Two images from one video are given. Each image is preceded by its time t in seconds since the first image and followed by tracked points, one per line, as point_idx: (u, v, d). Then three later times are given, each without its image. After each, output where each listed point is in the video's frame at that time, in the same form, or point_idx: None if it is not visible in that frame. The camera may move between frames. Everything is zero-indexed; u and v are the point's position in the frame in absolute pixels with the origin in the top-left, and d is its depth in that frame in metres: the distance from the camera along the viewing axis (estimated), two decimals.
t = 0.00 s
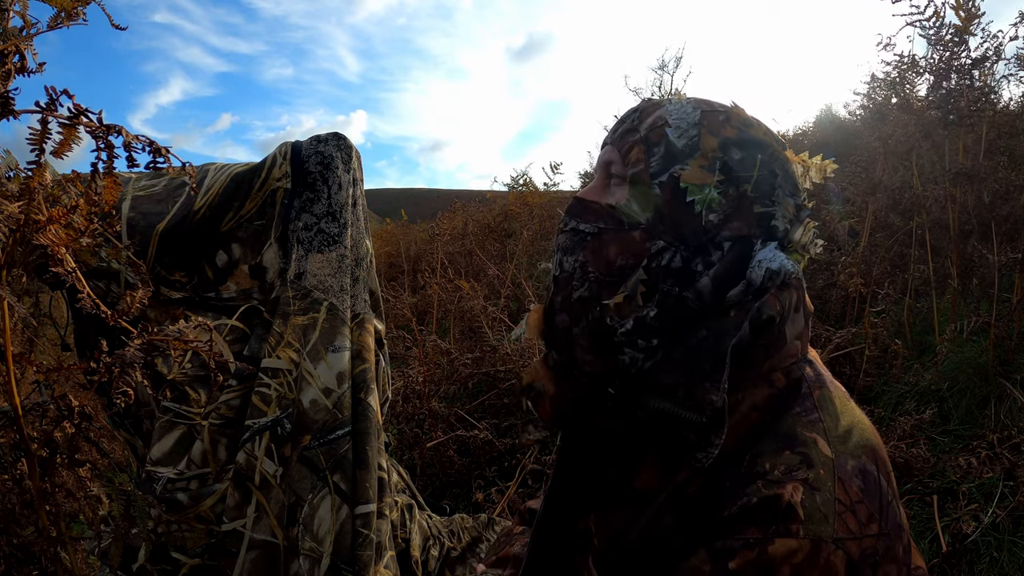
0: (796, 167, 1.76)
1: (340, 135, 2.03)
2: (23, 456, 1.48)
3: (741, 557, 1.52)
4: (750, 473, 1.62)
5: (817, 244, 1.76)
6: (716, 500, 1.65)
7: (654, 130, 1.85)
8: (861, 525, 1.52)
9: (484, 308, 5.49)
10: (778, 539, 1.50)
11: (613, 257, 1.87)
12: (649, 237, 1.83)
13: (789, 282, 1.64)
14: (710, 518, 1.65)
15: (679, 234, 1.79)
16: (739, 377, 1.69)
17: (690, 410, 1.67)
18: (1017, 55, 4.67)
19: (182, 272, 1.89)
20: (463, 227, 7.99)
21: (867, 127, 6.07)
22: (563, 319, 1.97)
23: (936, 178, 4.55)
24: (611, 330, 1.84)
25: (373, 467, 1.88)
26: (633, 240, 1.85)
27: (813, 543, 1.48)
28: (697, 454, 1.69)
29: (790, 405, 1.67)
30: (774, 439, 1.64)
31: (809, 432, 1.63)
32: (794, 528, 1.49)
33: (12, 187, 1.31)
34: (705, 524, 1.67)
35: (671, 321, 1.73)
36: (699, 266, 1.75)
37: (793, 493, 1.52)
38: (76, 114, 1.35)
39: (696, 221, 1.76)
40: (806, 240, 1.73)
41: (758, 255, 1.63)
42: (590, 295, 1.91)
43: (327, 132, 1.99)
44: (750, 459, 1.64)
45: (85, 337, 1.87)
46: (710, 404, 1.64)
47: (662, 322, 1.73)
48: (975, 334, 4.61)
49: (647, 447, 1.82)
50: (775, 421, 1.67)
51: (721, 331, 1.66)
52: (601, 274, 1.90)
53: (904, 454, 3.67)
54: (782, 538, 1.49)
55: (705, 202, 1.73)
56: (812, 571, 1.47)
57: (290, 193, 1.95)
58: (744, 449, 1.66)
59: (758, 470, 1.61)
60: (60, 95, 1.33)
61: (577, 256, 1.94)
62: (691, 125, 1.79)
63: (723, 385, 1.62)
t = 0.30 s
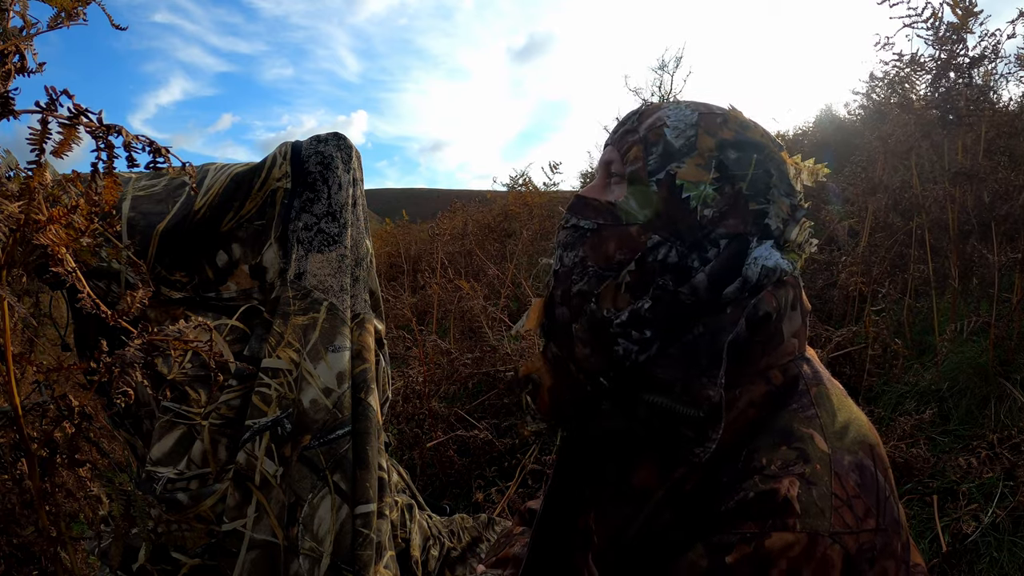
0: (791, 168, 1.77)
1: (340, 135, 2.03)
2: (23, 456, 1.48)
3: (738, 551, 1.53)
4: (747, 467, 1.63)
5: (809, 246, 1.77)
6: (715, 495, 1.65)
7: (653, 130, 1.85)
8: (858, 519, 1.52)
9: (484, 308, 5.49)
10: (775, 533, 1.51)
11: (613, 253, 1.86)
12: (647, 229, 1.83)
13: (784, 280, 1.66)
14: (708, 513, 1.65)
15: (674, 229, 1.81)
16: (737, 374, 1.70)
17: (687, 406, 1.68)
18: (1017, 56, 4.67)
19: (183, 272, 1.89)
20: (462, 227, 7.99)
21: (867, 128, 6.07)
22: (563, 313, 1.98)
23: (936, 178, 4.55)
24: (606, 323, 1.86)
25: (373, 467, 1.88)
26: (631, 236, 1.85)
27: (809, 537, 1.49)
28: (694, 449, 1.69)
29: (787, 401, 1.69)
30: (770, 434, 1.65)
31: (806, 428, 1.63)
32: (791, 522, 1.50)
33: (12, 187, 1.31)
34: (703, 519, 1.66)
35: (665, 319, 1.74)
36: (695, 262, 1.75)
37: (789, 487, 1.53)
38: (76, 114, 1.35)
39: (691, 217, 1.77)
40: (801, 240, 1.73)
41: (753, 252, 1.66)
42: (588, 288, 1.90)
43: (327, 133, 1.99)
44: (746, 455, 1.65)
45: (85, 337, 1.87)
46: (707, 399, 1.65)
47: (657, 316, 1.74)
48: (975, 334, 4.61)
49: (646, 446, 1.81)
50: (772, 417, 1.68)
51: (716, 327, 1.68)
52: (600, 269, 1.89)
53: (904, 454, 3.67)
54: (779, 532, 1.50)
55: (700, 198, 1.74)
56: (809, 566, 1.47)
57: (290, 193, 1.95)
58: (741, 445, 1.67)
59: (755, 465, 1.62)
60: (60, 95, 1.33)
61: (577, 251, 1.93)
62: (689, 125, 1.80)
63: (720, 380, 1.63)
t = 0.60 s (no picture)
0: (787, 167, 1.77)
1: (341, 136, 2.03)
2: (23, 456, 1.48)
3: (734, 544, 1.55)
4: (743, 462, 1.64)
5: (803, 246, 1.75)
6: (712, 488, 1.65)
7: (652, 130, 1.85)
8: (855, 513, 1.55)
9: (484, 308, 5.49)
10: (771, 525, 1.53)
11: (607, 245, 1.87)
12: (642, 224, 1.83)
13: (778, 277, 1.63)
14: (706, 506, 1.64)
15: (668, 225, 1.81)
16: (733, 369, 1.69)
17: (683, 400, 1.65)
18: (1017, 55, 4.68)
19: (182, 272, 1.89)
20: (462, 227, 7.99)
21: (867, 128, 6.07)
22: (562, 304, 1.96)
23: (937, 178, 4.55)
24: (599, 315, 1.85)
25: (373, 467, 1.88)
26: (626, 230, 1.84)
27: (805, 530, 1.52)
28: (691, 443, 1.70)
29: (783, 396, 1.69)
30: (765, 429, 1.66)
31: (801, 423, 1.64)
32: (787, 514, 1.53)
33: (12, 188, 1.31)
34: (703, 513, 1.64)
35: (658, 312, 1.74)
36: (689, 258, 1.77)
37: (785, 480, 1.54)
38: (76, 114, 1.35)
39: (686, 213, 1.78)
40: (796, 240, 1.73)
41: (748, 248, 1.65)
42: (585, 280, 1.89)
43: (327, 133, 1.99)
44: (742, 450, 1.66)
45: (85, 336, 1.87)
46: (703, 393, 1.64)
47: (650, 308, 1.74)
48: (975, 334, 4.61)
49: (643, 441, 1.78)
50: (768, 411, 1.69)
51: (712, 324, 1.68)
52: (597, 263, 1.89)
53: (904, 454, 3.67)
54: (775, 525, 1.53)
55: (693, 195, 1.75)
56: (805, 558, 1.50)
57: (290, 193, 1.95)
58: (736, 440, 1.68)
59: (751, 459, 1.63)
60: (60, 95, 1.33)
61: (574, 244, 1.92)
62: (687, 126, 1.80)
63: (716, 374, 1.62)
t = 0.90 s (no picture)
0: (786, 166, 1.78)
1: (340, 135, 2.03)
2: (23, 456, 1.48)
3: (730, 534, 1.55)
4: (739, 453, 1.64)
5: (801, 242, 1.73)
6: (708, 478, 1.66)
7: (655, 126, 1.83)
8: (850, 503, 1.54)
9: (484, 308, 5.49)
10: (766, 514, 1.53)
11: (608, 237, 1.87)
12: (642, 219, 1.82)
13: (775, 273, 1.65)
14: (702, 496, 1.65)
15: (668, 218, 1.80)
16: (731, 363, 1.69)
17: (682, 391, 1.71)
18: (1017, 56, 4.68)
19: (182, 272, 1.89)
20: (462, 227, 7.99)
21: (866, 128, 6.07)
22: (563, 294, 1.97)
23: (937, 178, 4.55)
24: (597, 304, 1.88)
25: (374, 467, 1.88)
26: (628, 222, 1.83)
27: (800, 519, 1.51)
28: (687, 434, 1.72)
29: (780, 389, 1.68)
30: (761, 421, 1.66)
31: (797, 415, 1.64)
32: (782, 504, 1.52)
33: (12, 188, 1.31)
34: (699, 503, 1.65)
35: (656, 303, 1.76)
36: (687, 251, 1.77)
37: (780, 470, 1.54)
38: (76, 114, 1.35)
39: (685, 208, 1.78)
40: (795, 238, 1.73)
41: (744, 244, 1.66)
42: (586, 270, 1.91)
43: (327, 132, 1.99)
44: (738, 442, 1.65)
45: (85, 336, 1.87)
46: (700, 384, 1.69)
47: (647, 299, 1.76)
48: (975, 334, 4.61)
49: (642, 434, 1.82)
50: (764, 403, 1.68)
51: (709, 317, 1.71)
52: (598, 254, 1.89)
53: (904, 454, 3.67)
54: (770, 514, 1.52)
55: (693, 191, 1.74)
56: (800, 547, 1.49)
57: (290, 193, 1.95)
58: (733, 432, 1.67)
59: (747, 450, 1.63)
60: (60, 95, 1.33)
61: (576, 235, 1.93)
62: (690, 123, 1.79)
63: (713, 364, 1.68)
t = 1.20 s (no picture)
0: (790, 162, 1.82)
1: (341, 135, 2.03)
2: (23, 456, 1.48)
3: (727, 526, 1.55)
4: (735, 446, 1.64)
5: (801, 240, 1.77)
6: (704, 471, 1.66)
7: (657, 124, 1.85)
8: (845, 496, 1.54)
9: (484, 308, 5.49)
10: (762, 506, 1.53)
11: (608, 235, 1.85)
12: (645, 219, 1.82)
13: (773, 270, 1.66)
14: (699, 489, 1.65)
15: (668, 214, 1.81)
16: (727, 358, 1.72)
17: (676, 383, 1.67)
18: (1017, 56, 4.68)
19: (184, 271, 1.90)
20: (462, 227, 7.99)
21: (867, 128, 6.07)
22: (564, 288, 1.95)
23: (937, 178, 4.55)
24: (596, 296, 1.86)
25: (374, 466, 1.87)
26: (628, 216, 1.83)
27: (796, 511, 1.51)
28: (684, 426, 1.70)
29: (776, 384, 1.70)
30: (759, 415, 1.67)
31: (793, 409, 1.65)
32: (777, 496, 1.52)
33: (12, 188, 1.31)
34: (695, 496, 1.65)
35: (653, 296, 1.75)
36: (686, 247, 1.77)
37: (775, 463, 1.55)
38: (76, 114, 1.35)
39: (686, 203, 1.79)
40: (793, 237, 1.76)
41: (741, 241, 1.66)
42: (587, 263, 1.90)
43: (327, 132, 2.00)
44: (735, 435, 1.66)
45: (85, 337, 1.87)
46: (696, 375, 1.64)
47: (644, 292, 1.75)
48: (975, 334, 4.61)
49: (641, 428, 1.83)
50: (760, 398, 1.69)
51: (706, 309, 1.69)
52: (600, 247, 1.87)
53: (904, 454, 3.67)
54: (766, 505, 1.52)
55: (693, 187, 1.76)
56: (797, 539, 1.49)
57: (290, 193, 1.95)
58: (730, 427, 1.68)
59: (743, 444, 1.63)
60: (60, 95, 1.33)
61: (579, 229, 1.90)
62: (692, 121, 1.81)
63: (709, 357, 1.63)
